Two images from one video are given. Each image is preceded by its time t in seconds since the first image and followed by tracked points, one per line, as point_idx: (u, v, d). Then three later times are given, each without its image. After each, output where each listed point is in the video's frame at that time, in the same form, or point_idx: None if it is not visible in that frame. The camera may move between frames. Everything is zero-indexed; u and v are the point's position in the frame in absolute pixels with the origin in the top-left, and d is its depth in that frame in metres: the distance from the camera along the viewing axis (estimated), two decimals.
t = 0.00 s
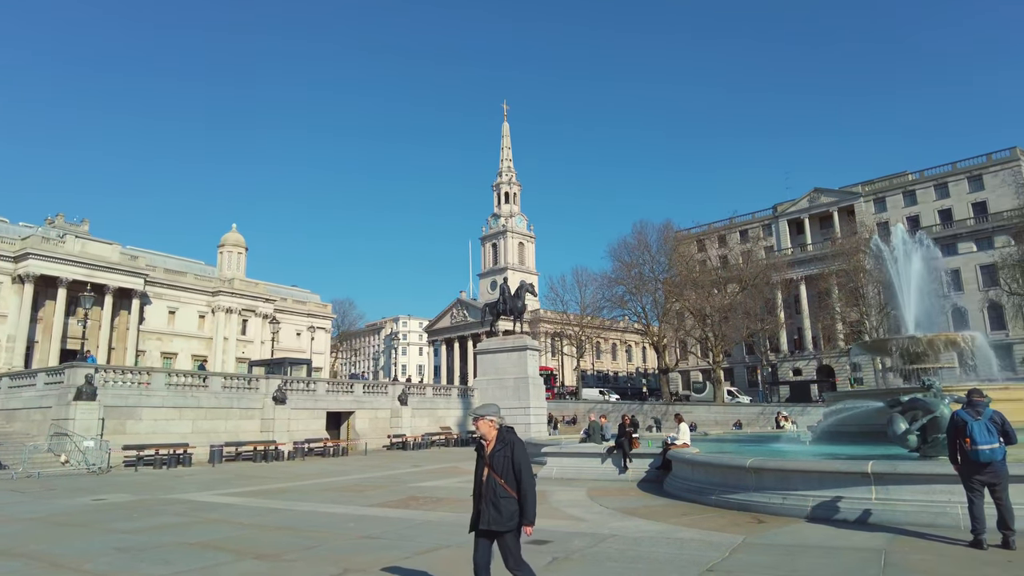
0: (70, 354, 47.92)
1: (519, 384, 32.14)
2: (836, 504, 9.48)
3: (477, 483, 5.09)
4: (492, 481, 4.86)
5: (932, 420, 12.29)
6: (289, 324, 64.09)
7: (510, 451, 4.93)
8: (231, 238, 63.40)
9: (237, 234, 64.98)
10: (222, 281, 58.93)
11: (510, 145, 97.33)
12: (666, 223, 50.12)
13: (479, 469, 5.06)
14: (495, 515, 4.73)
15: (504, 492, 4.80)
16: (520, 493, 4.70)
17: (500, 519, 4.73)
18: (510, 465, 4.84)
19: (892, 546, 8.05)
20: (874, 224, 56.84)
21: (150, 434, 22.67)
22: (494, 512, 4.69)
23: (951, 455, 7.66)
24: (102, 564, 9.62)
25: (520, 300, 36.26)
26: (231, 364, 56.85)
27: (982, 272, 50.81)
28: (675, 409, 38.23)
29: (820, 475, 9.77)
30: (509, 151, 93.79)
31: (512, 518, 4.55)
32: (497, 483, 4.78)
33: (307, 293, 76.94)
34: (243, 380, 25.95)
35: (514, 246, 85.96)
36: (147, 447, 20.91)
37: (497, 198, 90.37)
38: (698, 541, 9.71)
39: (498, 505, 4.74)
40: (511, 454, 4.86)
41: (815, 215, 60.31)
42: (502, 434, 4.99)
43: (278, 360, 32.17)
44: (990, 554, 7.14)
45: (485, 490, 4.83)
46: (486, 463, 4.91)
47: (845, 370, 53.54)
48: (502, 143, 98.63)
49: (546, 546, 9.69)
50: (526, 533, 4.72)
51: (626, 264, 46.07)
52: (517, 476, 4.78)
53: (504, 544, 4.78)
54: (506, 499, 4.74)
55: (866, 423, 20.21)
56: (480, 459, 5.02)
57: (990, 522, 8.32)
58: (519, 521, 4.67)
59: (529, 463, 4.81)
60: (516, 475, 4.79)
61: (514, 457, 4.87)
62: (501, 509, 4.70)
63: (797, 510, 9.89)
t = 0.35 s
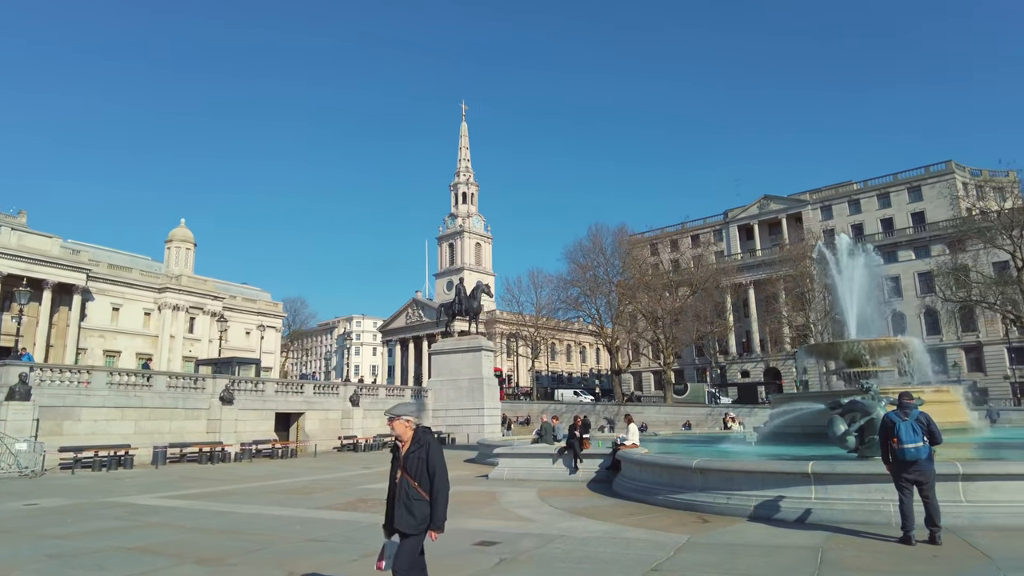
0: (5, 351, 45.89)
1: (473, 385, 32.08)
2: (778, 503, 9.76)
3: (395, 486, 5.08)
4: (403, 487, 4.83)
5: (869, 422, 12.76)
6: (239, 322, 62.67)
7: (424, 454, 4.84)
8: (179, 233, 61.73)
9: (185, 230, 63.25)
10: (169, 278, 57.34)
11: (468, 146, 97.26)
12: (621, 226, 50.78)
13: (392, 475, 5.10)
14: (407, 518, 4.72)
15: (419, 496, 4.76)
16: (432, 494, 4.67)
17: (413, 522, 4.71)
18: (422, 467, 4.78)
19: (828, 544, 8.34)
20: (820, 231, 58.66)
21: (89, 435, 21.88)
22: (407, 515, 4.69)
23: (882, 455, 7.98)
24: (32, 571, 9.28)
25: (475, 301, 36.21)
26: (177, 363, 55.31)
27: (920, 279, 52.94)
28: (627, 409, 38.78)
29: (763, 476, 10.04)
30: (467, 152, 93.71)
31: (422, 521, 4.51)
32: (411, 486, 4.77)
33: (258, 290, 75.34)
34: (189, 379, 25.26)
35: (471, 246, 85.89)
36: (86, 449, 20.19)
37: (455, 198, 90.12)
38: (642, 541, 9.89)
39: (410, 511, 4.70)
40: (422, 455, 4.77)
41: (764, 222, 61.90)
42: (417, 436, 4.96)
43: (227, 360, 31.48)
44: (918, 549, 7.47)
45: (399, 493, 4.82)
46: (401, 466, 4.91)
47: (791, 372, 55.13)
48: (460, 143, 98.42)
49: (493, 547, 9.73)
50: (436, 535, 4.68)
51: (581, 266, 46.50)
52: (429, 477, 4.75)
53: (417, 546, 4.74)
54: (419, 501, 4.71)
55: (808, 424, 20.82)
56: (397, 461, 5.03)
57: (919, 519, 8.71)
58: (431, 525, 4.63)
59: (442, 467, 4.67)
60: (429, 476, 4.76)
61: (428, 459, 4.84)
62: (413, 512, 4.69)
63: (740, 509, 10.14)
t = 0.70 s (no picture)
0: None
1: (425, 386, 31.76)
2: (720, 503, 10.00)
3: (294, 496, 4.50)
4: (300, 498, 4.24)
5: (807, 423, 13.20)
6: (183, 319, 60.93)
7: (322, 460, 4.25)
8: (121, 227, 59.66)
9: (128, 223, 61.15)
10: (110, 273, 55.38)
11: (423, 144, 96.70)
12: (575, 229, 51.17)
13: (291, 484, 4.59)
14: (304, 532, 4.15)
15: (318, 508, 4.20)
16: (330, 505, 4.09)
17: (311, 537, 4.14)
18: (320, 474, 4.20)
19: (767, 542, 8.58)
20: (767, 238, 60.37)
21: (19, 436, 20.92)
22: (301, 529, 4.11)
23: (819, 456, 8.25)
24: None
25: (428, 301, 35.98)
26: (118, 362, 53.42)
27: (859, 286, 55.02)
28: (576, 411, 39.18)
29: (706, 476, 10.27)
30: (422, 151, 93.15)
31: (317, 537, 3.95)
32: (310, 497, 4.20)
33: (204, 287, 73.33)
34: (129, 378, 24.42)
35: (425, 246, 85.43)
36: (15, 451, 19.27)
37: (409, 197, 89.43)
38: (588, 541, 10.01)
39: (306, 524, 4.14)
40: (319, 463, 4.20)
41: (713, 228, 63.37)
42: (318, 441, 4.39)
43: (169, 358, 30.59)
44: (850, 546, 7.73)
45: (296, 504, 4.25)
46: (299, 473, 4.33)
47: (736, 375, 56.57)
48: (415, 141, 97.68)
49: (439, 549, 9.69)
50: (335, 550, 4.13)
51: (535, 268, 46.73)
52: (329, 486, 4.18)
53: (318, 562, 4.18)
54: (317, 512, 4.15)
55: (752, 425, 21.36)
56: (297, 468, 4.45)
57: (852, 517, 9.04)
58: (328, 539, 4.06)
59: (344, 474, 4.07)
60: (330, 484, 4.19)
61: (329, 466, 4.27)
62: (309, 525, 4.12)
63: (683, 509, 10.35)
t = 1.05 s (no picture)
0: None
1: (376, 386, 31.39)
2: (664, 503, 10.19)
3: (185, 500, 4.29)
4: (192, 505, 4.05)
5: (750, 425, 13.55)
6: (126, 316, 58.89)
7: (217, 463, 4.09)
8: (60, 218, 57.30)
9: (68, 215, 58.84)
10: (47, 267, 53.13)
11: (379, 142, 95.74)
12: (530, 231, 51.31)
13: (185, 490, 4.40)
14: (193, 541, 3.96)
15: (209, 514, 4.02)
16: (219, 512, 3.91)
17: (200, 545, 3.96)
18: (215, 479, 4.03)
19: (709, 541, 8.79)
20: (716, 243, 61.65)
21: None
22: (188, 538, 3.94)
23: (761, 457, 8.47)
24: None
25: (381, 301, 35.58)
26: (54, 359, 51.28)
27: (804, 292, 56.70)
28: (528, 412, 39.34)
29: (651, 476, 10.46)
30: (377, 148, 92.21)
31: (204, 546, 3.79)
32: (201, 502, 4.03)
33: (148, 283, 71.03)
34: (65, 377, 23.49)
35: (378, 245, 84.62)
36: None
37: (364, 195, 88.32)
38: (535, 541, 10.09)
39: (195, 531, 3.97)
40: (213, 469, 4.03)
41: (665, 232, 64.42)
42: (213, 445, 4.20)
43: (109, 356, 29.54)
44: (789, 544, 7.99)
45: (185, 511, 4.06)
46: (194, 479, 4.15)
47: (684, 376, 57.75)
48: (370, 138, 96.57)
49: (385, 551, 9.62)
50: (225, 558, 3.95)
51: (490, 269, 46.72)
52: (221, 492, 4.00)
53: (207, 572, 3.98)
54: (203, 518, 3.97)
55: (697, 427, 21.81)
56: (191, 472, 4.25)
57: (790, 516, 9.35)
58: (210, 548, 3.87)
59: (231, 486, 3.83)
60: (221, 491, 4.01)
61: (224, 470, 4.09)
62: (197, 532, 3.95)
63: (630, 508, 10.51)
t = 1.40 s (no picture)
0: None
1: (326, 387, 30.96)
2: (612, 503, 10.35)
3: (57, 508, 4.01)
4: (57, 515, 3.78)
5: (696, 426, 13.85)
6: (65, 312, 56.66)
7: (83, 469, 3.80)
8: None
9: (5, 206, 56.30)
10: None
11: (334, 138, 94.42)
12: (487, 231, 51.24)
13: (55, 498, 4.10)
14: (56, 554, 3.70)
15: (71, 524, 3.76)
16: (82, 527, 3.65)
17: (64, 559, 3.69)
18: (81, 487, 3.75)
19: (655, 541, 8.97)
20: (667, 247, 62.77)
21: None
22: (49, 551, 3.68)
23: (706, 457, 8.68)
24: None
25: (333, 299, 35.10)
26: None
27: (751, 296, 58.28)
28: (481, 412, 39.40)
29: (600, 476, 10.61)
30: (332, 145, 90.96)
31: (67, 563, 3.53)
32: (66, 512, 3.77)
33: (89, 278, 68.42)
34: None
35: (332, 243, 83.48)
36: None
37: (317, 191, 86.90)
38: (483, 542, 10.12)
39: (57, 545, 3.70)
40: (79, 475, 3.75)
41: (619, 236, 65.26)
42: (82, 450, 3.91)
43: (45, 353, 28.36)
44: (731, 542, 8.22)
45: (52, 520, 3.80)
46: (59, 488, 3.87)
47: (635, 377, 58.67)
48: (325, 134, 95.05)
49: (332, 553, 9.52)
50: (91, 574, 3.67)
51: (445, 269, 46.53)
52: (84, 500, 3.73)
53: None
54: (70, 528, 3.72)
55: (646, 427, 22.19)
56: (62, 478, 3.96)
57: (733, 515, 9.59)
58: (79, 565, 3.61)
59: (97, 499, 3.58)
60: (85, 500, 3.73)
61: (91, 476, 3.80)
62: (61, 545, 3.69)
63: (578, 509, 10.64)
